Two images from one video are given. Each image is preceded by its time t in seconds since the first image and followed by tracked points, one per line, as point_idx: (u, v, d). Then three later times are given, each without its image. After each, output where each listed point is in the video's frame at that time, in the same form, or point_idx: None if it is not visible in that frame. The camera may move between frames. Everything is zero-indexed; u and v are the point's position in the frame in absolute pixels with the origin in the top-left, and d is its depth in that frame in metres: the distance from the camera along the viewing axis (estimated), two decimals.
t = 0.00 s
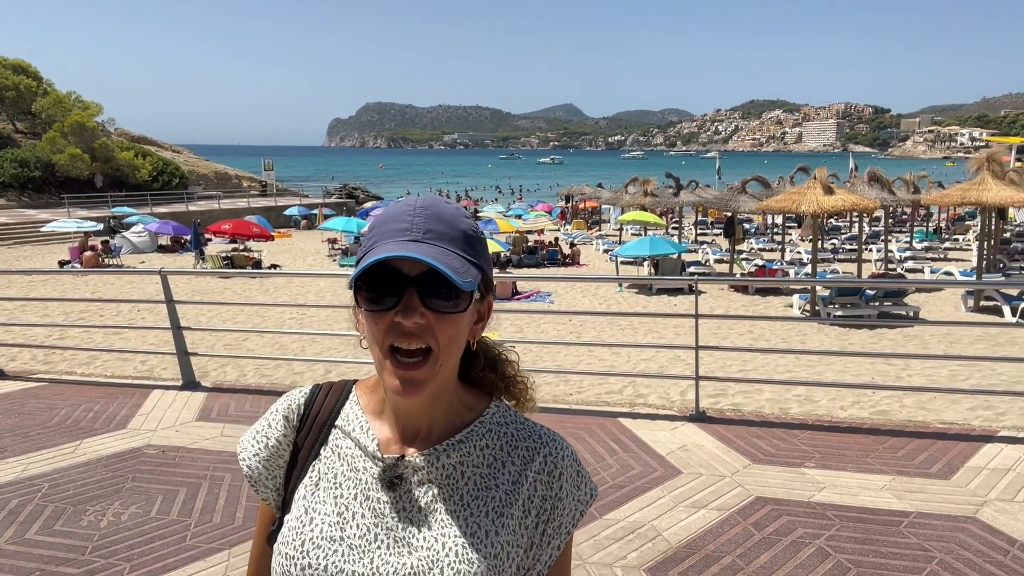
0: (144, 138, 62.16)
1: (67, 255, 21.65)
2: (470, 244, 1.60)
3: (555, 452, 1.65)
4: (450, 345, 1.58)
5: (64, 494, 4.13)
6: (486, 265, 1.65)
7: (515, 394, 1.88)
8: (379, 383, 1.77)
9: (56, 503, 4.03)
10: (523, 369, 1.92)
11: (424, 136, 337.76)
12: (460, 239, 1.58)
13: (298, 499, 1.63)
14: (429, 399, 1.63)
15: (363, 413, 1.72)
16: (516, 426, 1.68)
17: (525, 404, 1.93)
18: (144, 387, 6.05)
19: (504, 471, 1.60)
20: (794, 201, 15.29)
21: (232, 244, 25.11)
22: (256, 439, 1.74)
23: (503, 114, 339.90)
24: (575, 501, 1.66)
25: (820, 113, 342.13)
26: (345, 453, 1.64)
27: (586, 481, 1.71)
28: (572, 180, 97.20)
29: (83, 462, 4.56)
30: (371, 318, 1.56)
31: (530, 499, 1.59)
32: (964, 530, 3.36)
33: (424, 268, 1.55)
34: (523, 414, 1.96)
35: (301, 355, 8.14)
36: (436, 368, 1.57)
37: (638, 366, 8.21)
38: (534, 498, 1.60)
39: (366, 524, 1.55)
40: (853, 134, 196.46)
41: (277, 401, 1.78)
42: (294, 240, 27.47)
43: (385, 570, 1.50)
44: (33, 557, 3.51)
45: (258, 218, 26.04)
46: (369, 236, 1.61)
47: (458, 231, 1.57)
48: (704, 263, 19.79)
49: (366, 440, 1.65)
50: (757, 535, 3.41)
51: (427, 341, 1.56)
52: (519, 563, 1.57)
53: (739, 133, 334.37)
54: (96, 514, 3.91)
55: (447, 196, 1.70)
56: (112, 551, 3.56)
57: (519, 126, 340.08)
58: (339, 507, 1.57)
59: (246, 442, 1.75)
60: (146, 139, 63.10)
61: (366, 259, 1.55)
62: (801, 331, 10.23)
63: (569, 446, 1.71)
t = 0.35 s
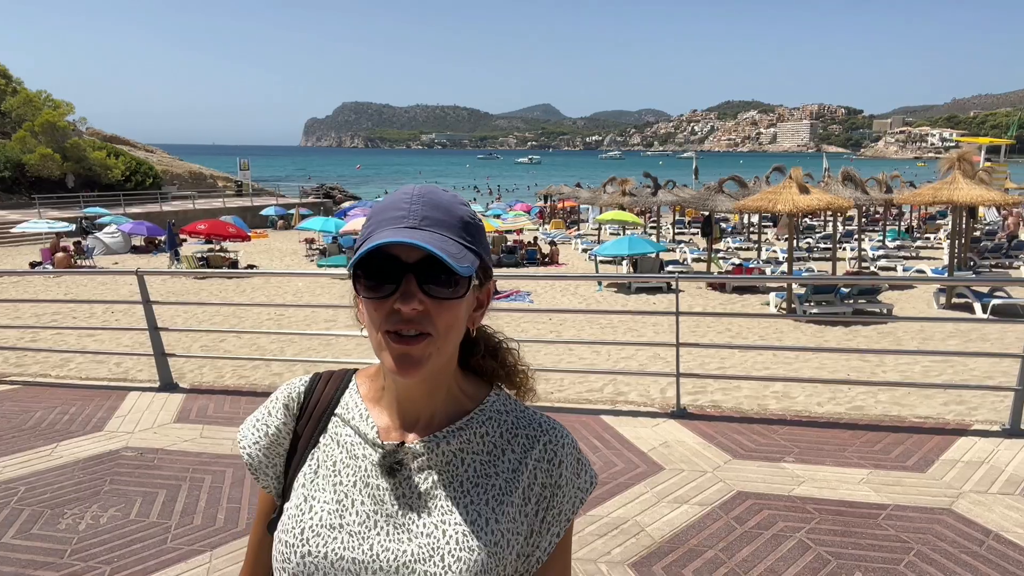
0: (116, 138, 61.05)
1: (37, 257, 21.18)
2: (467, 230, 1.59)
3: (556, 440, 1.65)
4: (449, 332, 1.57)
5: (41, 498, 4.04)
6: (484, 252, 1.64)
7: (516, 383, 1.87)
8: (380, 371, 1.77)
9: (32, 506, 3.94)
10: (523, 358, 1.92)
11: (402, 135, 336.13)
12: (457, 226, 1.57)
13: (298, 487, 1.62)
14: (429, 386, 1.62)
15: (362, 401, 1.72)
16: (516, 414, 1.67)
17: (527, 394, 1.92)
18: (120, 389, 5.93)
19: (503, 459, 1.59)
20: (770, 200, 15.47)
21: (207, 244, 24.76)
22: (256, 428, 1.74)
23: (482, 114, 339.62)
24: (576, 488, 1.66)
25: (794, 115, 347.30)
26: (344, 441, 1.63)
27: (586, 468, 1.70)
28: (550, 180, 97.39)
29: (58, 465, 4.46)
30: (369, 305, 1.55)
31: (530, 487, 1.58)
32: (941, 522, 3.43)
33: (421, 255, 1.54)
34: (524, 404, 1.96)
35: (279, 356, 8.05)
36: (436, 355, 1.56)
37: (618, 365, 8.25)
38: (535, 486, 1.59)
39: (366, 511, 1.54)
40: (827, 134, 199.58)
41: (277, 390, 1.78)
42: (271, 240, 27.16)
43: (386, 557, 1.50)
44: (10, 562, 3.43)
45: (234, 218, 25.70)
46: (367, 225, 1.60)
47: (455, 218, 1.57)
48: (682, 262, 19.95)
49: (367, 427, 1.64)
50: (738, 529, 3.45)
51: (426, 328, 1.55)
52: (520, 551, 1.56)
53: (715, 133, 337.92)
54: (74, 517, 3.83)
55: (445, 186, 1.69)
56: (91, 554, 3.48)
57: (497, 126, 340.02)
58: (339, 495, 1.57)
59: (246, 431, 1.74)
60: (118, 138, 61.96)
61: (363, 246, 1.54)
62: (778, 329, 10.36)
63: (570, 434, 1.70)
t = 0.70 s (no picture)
0: (92, 139, 60.10)
1: (10, 260, 20.75)
2: (473, 237, 1.58)
3: (558, 449, 1.63)
4: (451, 339, 1.56)
5: (18, 506, 3.95)
6: (490, 259, 1.62)
7: (520, 388, 1.86)
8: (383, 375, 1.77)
9: (10, 514, 3.86)
10: (527, 362, 1.90)
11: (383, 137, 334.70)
12: (464, 233, 1.55)
13: (299, 492, 1.64)
14: (431, 393, 1.62)
15: (364, 405, 1.71)
16: (518, 421, 1.67)
17: (530, 399, 1.91)
18: (98, 394, 5.83)
19: (505, 468, 1.59)
20: (750, 202, 15.64)
21: (185, 247, 24.41)
22: (258, 431, 1.75)
23: (463, 116, 339.43)
24: (575, 498, 1.64)
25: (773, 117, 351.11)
26: (346, 447, 1.63)
27: (588, 477, 1.69)
28: (532, 182, 97.54)
29: (36, 472, 4.37)
30: (372, 311, 1.55)
31: (531, 496, 1.58)
32: (920, 519, 3.48)
33: (425, 261, 1.53)
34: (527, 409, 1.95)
35: (259, 360, 7.96)
36: (436, 362, 1.56)
37: (600, 366, 8.28)
38: (535, 495, 1.59)
39: (365, 519, 1.55)
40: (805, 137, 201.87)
41: (279, 392, 1.79)
42: (250, 242, 26.89)
43: (385, 565, 1.51)
44: None
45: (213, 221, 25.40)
46: (373, 229, 1.60)
47: (462, 225, 1.55)
48: (664, 263, 20.09)
49: (368, 433, 1.64)
50: (722, 529, 3.47)
51: (426, 335, 1.54)
52: (519, 560, 1.56)
53: (695, 136, 340.73)
54: (53, 524, 3.75)
55: (453, 190, 1.68)
56: (71, 562, 3.42)
57: (479, 128, 340.01)
58: (340, 501, 1.58)
59: (248, 434, 1.76)
60: (93, 139, 60.98)
61: (367, 252, 1.54)
62: (758, 330, 10.47)
63: (572, 442, 1.69)
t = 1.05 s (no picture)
0: (69, 142, 59.25)
1: None
2: (476, 232, 1.57)
3: (555, 440, 1.64)
4: (454, 334, 1.55)
5: None
6: (491, 252, 1.62)
7: (517, 379, 1.86)
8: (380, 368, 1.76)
9: None
10: (524, 353, 1.90)
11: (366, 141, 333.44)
12: (467, 228, 1.55)
13: (298, 487, 1.62)
14: (432, 387, 1.61)
15: (361, 398, 1.70)
16: (515, 412, 1.66)
17: (526, 389, 1.91)
18: (77, 399, 5.73)
19: (503, 460, 1.58)
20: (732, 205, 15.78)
21: (165, 251, 24.11)
22: (256, 426, 1.74)
23: (447, 119, 339.22)
24: (573, 488, 1.65)
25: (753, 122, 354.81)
26: (345, 441, 1.62)
27: (584, 467, 1.70)
28: (515, 186, 97.64)
29: (14, 479, 4.28)
30: (375, 305, 1.53)
31: (529, 487, 1.58)
32: (902, 518, 3.53)
33: (430, 256, 1.52)
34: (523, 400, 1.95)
35: (241, 364, 7.87)
36: (440, 357, 1.55)
37: (585, 369, 8.30)
38: (534, 487, 1.59)
39: (366, 514, 1.54)
40: (786, 141, 204.14)
41: (274, 387, 1.77)
42: (232, 246, 26.64)
43: (387, 560, 1.50)
44: None
45: (194, 224, 25.11)
46: (375, 222, 1.58)
47: (465, 220, 1.55)
48: (647, 266, 20.20)
49: (366, 427, 1.63)
50: (707, 529, 3.49)
51: (430, 330, 1.53)
52: (519, 552, 1.56)
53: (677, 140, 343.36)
54: (31, 531, 3.68)
55: (453, 184, 1.67)
56: (49, 569, 3.36)
57: (462, 132, 339.94)
58: (340, 495, 1.57)
59: (246, 429, 1.74)
60: (69, 141, 60.10)
61: (371, 246, 1.52)
62: (741, 331, 10.56)
63: (568, 432, 1.70)
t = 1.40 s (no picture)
0: (47, 146, 58.39)
1: None
2: (482, 241, 1.57)
3: (557, 448, 1.63)
4: (459, 344, 1.54)
5: None
6: (497, 264, 1.61)
7: (518, 385, 1.84)
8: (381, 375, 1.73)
9: None
10: (524, 359, 1.88)
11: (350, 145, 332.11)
12: (473, 238, 1.55)
13: (299, 497, 1.61)
14: (435, 397, 1.60)
15: (362, 408, 1.68)
16: (517, 421, 1.65)
17: (527, 395, 1.89)
18: (56, 407, 5.63)
19: (504, 470, 1.58)
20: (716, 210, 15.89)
21: (146, 256, 23.81)
22: (256, 434, 1.71)
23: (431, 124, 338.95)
24: (573, 496, 1.64)
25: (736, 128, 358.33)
26: (346, 451, 1.61)
27: (585, 475, 1.69)
28: (500, 190, 97.74)
29: None
30: (381, 315, 1.52)
31: (531, 498, 1.57)
32: (890, 522, 3.56)
33: (438, 268, 1.51)
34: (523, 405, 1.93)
35: (224, 371, 7.77)
36: (445, 368, 1.54)
37: (570, 374, 8.31)
38: (535, 496, 1.58)
39: (367, 524, 1.53)
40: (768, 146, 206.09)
41: (273, 394, 1.74)
42: (214, 251, 26.36)
43: (388, 571, 1.50)
44: None
45: (175, 229, 24.84)
46: (382, 231, 1.57)
47: (472, 229, 1.54)
48: (631, 271, 20.28)
49: (368, 437, 1.61)
50: (696, 535, 3.50)
51: (436, 341, 1.52)
52: (521, 560, 1.56)
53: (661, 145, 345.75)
54: (9, 544, 3.60)
55: (459, 193, 1.66)
56: None
57: (447, 136, 339.81)
58: (342, 506, 1.56)
59: (246, 437, 1.72)
60: (47, 145, 59.23)
61: (379, 257, 1.51)
62: (725, 336, 10.63)
63: (569, 440, 1.69)
